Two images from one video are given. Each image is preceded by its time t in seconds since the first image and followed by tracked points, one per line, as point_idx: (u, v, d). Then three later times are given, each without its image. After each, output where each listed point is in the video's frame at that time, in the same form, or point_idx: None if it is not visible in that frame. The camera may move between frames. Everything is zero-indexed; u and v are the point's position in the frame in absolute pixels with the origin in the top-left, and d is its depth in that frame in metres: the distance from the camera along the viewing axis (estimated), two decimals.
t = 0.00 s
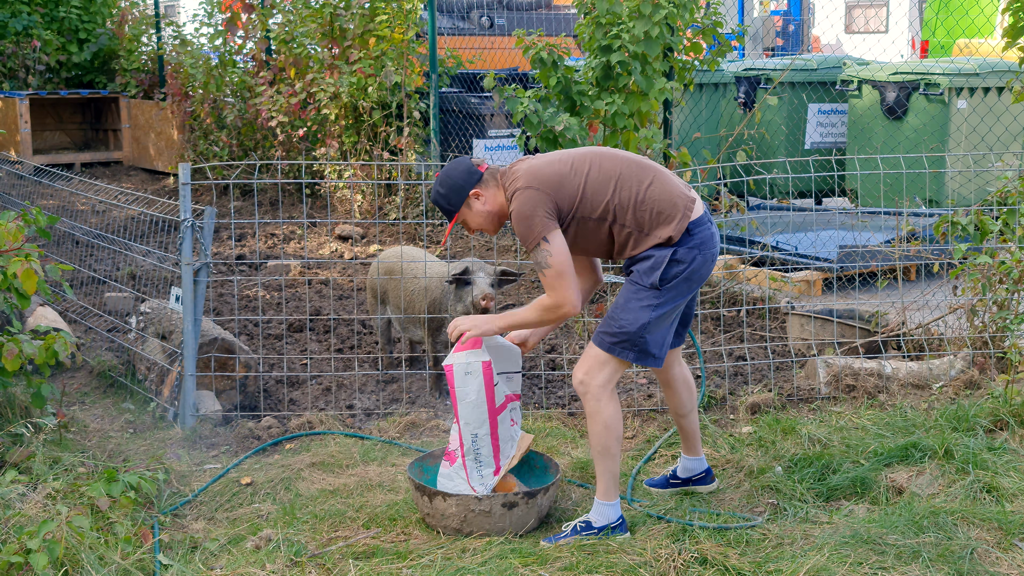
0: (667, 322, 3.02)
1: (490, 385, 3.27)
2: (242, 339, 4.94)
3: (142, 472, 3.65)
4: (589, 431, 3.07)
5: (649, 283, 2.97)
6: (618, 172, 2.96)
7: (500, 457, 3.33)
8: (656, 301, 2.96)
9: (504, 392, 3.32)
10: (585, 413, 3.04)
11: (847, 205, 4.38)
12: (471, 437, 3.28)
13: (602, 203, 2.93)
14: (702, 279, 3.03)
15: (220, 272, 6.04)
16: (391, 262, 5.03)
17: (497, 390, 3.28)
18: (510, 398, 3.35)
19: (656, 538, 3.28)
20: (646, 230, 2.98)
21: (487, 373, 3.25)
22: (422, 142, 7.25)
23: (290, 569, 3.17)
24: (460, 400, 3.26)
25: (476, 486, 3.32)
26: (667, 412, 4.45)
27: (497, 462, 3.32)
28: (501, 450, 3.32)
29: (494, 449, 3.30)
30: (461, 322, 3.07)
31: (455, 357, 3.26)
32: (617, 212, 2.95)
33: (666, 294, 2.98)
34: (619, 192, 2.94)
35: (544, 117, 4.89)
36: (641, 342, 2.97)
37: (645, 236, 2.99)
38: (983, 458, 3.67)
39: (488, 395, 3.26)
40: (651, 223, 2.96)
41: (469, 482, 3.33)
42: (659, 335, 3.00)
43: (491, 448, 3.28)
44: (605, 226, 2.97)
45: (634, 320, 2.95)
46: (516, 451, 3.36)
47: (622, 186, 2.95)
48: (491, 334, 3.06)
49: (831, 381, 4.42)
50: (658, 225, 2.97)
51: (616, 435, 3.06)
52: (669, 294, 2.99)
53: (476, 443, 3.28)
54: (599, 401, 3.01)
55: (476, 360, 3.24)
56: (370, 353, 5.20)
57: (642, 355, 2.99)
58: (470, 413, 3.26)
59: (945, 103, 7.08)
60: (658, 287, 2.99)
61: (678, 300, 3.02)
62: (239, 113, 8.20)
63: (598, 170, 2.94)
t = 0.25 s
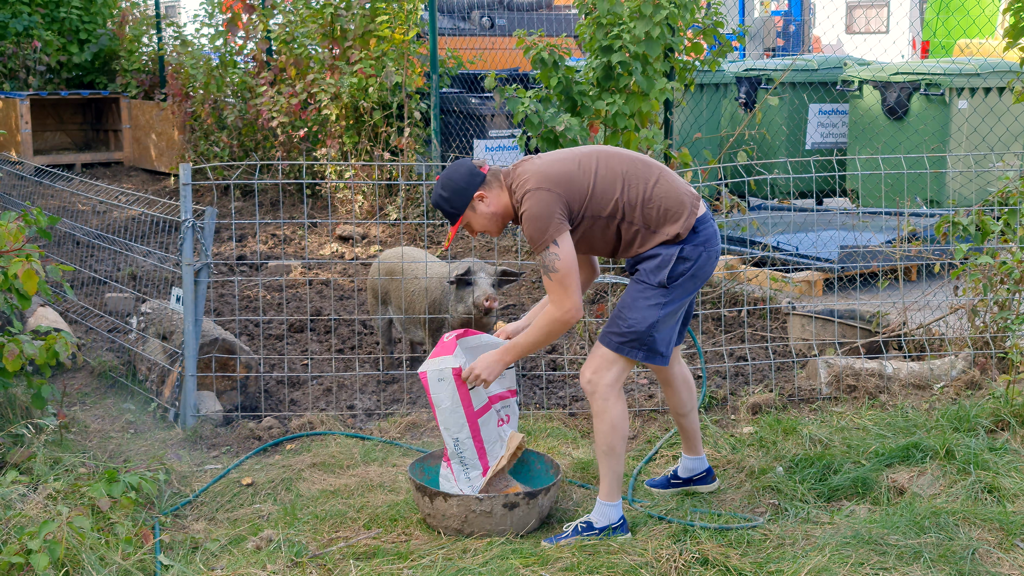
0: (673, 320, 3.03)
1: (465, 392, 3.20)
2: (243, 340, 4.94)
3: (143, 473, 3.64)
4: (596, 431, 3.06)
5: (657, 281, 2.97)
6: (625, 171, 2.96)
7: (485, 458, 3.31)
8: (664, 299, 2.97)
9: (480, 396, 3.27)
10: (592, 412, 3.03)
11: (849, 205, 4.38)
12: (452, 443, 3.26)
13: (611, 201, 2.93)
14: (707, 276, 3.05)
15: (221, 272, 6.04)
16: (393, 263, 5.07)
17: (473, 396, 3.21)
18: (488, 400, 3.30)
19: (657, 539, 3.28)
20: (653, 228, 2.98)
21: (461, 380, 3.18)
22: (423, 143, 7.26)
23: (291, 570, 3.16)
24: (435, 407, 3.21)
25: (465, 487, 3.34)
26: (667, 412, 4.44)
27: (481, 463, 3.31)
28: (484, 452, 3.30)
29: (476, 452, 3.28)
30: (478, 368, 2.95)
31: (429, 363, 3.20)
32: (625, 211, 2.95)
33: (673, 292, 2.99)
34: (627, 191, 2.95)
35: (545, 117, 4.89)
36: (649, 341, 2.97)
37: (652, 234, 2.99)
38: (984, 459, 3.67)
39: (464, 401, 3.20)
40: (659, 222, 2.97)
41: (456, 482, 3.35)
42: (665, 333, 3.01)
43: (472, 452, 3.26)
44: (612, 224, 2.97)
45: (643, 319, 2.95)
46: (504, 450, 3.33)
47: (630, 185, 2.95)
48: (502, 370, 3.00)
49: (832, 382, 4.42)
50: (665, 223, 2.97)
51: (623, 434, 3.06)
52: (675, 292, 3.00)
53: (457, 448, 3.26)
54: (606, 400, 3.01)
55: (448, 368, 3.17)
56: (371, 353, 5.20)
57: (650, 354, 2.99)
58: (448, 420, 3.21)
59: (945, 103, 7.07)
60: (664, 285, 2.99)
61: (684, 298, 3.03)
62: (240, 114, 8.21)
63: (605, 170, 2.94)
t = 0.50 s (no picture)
0: (676, 321, 3.03)
1: (463, 389, 3.18)
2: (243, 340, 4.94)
3: (144, 473, 3.64)
4: (598, 431, 3.06)
5: (661, 282, 2.97)
6: (629, 173, 2.96)
7: (484, 458, 3.29)
8: (667, 300, 2.97)
9: (480, 395, 3.24)
10: (594, 412, 3.03)
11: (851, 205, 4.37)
12: (450, 441, 3.25)
13: (615, 203, 2.93)
14: (710, 277, 3.05)
15: (221, 272, 6.04)
16: (393, 263, 5.07)
17: (470, 394, 3.19)
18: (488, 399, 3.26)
19: (657, 539, 3.28)
20: (657, 229, 2.99)
21: (458, 378, 3.16)
22: (423, 143, 7.26)
23: (292, 570, 3.16)
24: (434, 405, 3.20)
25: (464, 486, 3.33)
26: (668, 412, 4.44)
27: (480, 462, 3.30)
28: (482, 451, 3.28)
29: (474, 451, 3.26)
30: (463, 358, 3.03)
31: (427, 361, 3.19)
32: (630, 213, 2.95)
33: (676, 292, 2.98)
34: (631, 193, 2.95)
35: (546, 117, 4.89)
36: (653, 342, 2.97)
37: (656, 235, 2.99)
38: (985, 459, 3.67)
39: (462, 399, 3.18)
40: (663, 223, 2.98)
41: (456, 481, 3.34)
42: (668, 334, 3.01)
43: (470, 451, 3.25)
44: (617, 226, 2.97)
45: (647, 320, 2.95)
46: (503, 451, 3.30)
47: (633, 187, 2.95)
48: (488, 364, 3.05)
49: (832, 382, 4.43)
50: (669, 224, 2.98)
51: (625, 434, 3.06)
52: (679, 293, 3.00)
53: (455, 446, 3.25)
54: (609, 401, 3.01)
55: (446, 365, 3.15)
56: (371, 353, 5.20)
57: (653, 355, 2.99)
58: (447, 418, 3.20)
59: (946, 103, 7.08)
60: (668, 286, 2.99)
61: (687, 299, 3.03)
62: (240, 114, 8.22)
63: (609, 171, 2.94)
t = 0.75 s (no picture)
0: (677, 322, 3.03)
1: (476, 388, 3.16)
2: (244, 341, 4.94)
3: (144, 474, 3.64)
4: (598, 432, 3.06)
5: (663, 284, 2.97)
6: (631, 173, 2.96)
7: (495, 454, 3.26)
8: (669, 301, 2.97)
9: (493, 392, 3.21)
10: (595, 413, 3.03)
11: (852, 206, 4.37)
12: (462, 438, 3.22)
13: (618, 203, 2.93)
14: (712, 279, 3.05)
15: (222, 273, 6.05)
16: (394, 263, 5.07)
17: (482, 392, 3.17)
18: (501, 398, 3.24)
19: (658, 539, 3.28)
20: (659, 230, 2.99)
21: (470, 377, 3.15)
22: (424, 143, 7.26)
23: (292, 571, 3.16)
24: (445, 404, 3.18)
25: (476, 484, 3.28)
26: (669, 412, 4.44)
27: (492, 459, 3.26)
28: (494, 448, 3.25)
29: (486, 448, 3.23)
30: (476, 355, 3.04)
31: (437, 361, 3.18)
32: (632, 213, 2.95)
33: (678, 294, 2.99)
34: (634, 193, 2.95)
35: (546, 118, 4.89)
36: (654, 343, 2.97)
37: (658, 236, 2.99)
38: (986, 459, 3.67)
39: (474, 397, 3.17)
40: (665, 224, 2.98)
41: (467, 480, 3.30)
42: (669, 335, 3.01)
43: (483, 447, 3.22)
44: (620, 227, 2.97)
45: (648, 321, 2.95)
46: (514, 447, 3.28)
47: (636, 187, 2.95)
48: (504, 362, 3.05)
49: (833, 383, 4.43)
50: (671, 225, 2.98)
51: (625, 436, 3.06)
52: (680, 295, 3.00)
53: (467, 443, 3.22)
54: (609, 402, 3.01)
55: (457, 364, 3.15)
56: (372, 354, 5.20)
57: (654, 356, 2.99)
58: (459, 417, 3.18)
59: (947, 104, 7.08)
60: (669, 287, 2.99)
61: (689, 300, 3.04)
62: (240, 115, 8.22)
63: (612, 172, 2.94)
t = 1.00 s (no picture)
0: (677, 324, 3.03)
1: (482, 394, 3.18)
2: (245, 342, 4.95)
3: (145, 475, 3.64)
4: (598, 433, 3.06)
5: (663, 285, 2.97)
6: (633, 174, 2.96)
7: (493, 465, 3.27)
8: (669, 303, 2.97)
9: (498, 402, 3.23)
10: (594, 414, 3.04)
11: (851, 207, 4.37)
12: (463, 443, 3.24)
13: (619, 204, 2.93)
14: (713, 281, 3.05)
15: (222, 274, 6.05)
16: (395, 264, 5.07)
17: (488, 399, 3.18)
18: (506, 408, 3.25)
19: (658, 539, 3.28)
20: (660, 232, 2.99)
21: (477, 383, 3.16)
22: (424, 144, 7.27)
23: (293, 571, 3.16)
24: (450, 407, 3.20)
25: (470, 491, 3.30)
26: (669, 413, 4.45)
27: (489, 469, 3.28)
28: (493, 458, 3.26)
29: (485, 457, 3.25)
30: (484, 358, 2.98)
31: (446, 363, 3.19)
32: (634, 214, 2.95)
33: (678, 296, 2.99)
34: (635, 194, 2.95)
35: (546, 118, 4.90)
36: (654, 345, 2.98)
37: (659, 237, 3.00)
38: (985, 459, 3.68)
39: (479, 404, 3.18)
40: (667, 226, 2.98)
41: (462, 485, 3.33)
42: (669, 337, 3.02)
43: (482, 456, 3.23)
44: (621, 227, 2.97)
45: (648, 323, 2.95)
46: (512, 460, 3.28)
47: (638, 188, 2.95)
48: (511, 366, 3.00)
49: (833, 383, 4.43)
50: (673, 227, 2.98)
51: (625, 437, 3.07)
52: (681, 296, 3.00)
53: (467, 450, 3.24)
54: (609, 403, 3.01)
55: (466, 369, 3.16)
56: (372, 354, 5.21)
57: (654, 358, 2.99)
58: (462, 421, 3.20)
59: (946, 104, 7.08)
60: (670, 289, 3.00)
61: (689, 302, 3.04)
62: (241, 116, 8.23)
63: (614, 173, 2.95)
